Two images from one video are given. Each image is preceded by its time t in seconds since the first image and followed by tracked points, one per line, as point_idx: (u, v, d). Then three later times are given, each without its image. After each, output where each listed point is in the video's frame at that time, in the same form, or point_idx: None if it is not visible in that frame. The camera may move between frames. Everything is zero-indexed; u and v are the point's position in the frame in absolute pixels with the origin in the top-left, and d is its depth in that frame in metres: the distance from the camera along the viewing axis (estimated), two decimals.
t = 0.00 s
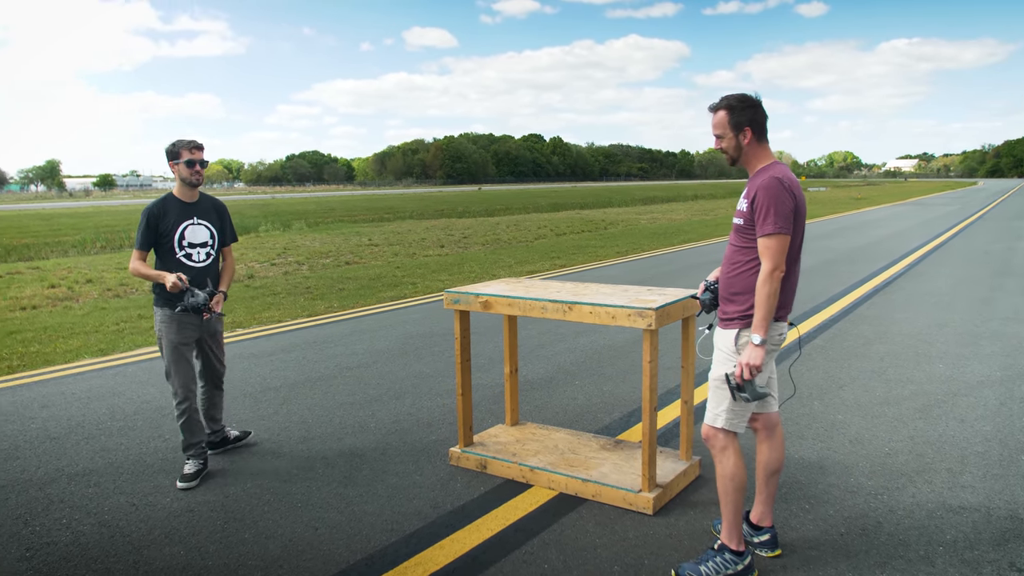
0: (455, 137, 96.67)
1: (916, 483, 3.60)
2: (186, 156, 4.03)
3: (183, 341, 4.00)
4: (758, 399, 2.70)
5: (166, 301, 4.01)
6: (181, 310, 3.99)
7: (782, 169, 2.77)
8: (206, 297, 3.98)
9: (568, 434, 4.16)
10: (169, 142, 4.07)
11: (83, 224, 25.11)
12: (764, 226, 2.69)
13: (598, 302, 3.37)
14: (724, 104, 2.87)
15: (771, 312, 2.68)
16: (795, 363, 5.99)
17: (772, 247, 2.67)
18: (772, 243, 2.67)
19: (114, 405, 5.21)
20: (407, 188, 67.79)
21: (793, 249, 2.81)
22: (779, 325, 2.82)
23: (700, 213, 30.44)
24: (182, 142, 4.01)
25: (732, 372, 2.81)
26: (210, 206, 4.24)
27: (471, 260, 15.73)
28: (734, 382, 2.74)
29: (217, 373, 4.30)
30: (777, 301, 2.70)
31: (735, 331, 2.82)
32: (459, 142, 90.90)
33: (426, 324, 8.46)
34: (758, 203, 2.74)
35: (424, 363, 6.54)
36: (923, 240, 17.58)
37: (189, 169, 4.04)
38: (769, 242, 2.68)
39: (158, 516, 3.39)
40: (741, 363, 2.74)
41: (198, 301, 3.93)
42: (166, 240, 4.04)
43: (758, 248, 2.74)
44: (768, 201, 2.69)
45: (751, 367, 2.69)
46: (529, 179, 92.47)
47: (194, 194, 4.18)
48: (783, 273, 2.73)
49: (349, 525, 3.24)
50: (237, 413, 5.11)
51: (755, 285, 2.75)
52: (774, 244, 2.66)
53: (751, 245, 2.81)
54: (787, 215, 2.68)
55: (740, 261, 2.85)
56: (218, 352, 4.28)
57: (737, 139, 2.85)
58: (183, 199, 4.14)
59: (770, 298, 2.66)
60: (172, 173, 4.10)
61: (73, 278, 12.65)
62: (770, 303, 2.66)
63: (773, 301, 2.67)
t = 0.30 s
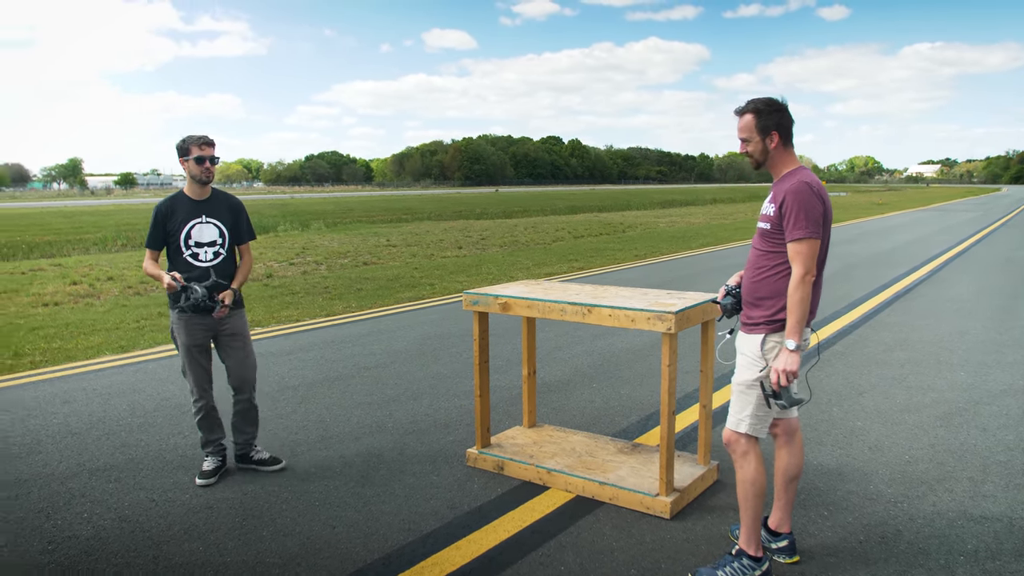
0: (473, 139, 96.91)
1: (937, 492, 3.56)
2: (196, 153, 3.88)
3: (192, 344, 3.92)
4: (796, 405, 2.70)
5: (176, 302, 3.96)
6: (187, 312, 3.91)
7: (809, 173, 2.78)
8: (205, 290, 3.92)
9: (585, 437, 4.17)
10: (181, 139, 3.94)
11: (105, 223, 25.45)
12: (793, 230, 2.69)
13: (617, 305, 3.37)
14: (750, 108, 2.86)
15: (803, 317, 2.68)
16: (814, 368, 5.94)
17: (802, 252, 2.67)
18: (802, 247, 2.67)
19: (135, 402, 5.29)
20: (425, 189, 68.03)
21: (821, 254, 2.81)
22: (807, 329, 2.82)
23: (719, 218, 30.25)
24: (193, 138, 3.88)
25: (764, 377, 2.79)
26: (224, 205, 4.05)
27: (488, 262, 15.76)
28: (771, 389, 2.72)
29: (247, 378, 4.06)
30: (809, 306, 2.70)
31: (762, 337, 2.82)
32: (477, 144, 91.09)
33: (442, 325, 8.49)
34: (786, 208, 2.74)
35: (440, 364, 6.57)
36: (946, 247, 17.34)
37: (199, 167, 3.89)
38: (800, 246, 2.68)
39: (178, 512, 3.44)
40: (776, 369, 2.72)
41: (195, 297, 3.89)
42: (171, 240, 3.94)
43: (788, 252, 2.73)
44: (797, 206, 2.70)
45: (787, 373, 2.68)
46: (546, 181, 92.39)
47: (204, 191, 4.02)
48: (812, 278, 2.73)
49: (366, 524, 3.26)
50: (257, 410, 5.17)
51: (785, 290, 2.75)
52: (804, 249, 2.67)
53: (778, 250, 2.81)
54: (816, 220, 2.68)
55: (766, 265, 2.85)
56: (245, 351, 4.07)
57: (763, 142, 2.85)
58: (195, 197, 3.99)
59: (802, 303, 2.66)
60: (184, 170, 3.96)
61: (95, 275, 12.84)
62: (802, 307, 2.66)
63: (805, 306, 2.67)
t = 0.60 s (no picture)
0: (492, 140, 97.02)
1: (959, 500, 3.52)
2: (214, 153, 3.85)
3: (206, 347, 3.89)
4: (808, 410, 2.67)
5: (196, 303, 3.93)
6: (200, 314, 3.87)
7: (833, 178, 2.77)
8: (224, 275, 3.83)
9: (603, 439, 4.17)
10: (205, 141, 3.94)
11: (127, 220, 25.83)
12: (817, 235, 2.68)
13: (637, 308, 3.38)
14: (777, 111, 2.86)
15: (825, 322, 2.67)
16: (834, 374, 5.88)
17: (826, 256, 2.66)
18: (826, 252, 2.66)
19: (156, 398, 5.37)
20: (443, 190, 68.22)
21: (844, 259, 2.80)
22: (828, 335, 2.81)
23: (739, 221, 30.02)
24: (213, 138, 3.86)
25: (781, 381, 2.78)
26: (243, 206, 3.96)
27: (506, 263, 15.79)
28: (786, 391, 2.70)
29: (252, 389, 3.77)
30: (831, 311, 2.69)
31: (783, 341, 2.81)
32: (496, 145, 91.19)
33: (460, 326, 8.53)
34: (810, 212, 2.73)
35: (458, 364, 6.60)
36: (971, 252, 17.08)
37: (215, 167, 3.84)
38: (823, 251, 2.67)
39: (198, 508, 3.50)
40: (793, 372, 2.71)
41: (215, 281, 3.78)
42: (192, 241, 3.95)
43: (811, 257, 2.73)
44: (820, 211, 2.69)
45: (803, 377, 2.66)
46: (565, 182, 92.26)
47: (224, 193, 3.95)
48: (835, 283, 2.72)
49: (384, 523, 3.29)
50: (277, 408, 5.24)
51: (808, 294, 2.74)
52: (828, 254, 2.66)
53: (801, 254, 2.80)
54: (840, 225, 2.68)
55: (789, 270, 2.84)
56: (254, 360, 3.84)
57: (789, 146, 2.85)
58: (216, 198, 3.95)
59: (824, 307, 2.65)
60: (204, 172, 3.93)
61: (117, 272, 13.04)
62: (824, 312, 2.65)
63: (827, 311, 2.66)
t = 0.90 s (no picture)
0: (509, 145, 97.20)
1: (978, 510, 3.48)
2: (242, 158, 3.91)
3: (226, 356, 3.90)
4: (819, 416, 2.69)
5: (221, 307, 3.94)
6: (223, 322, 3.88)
7: (852, 185, 2.77)
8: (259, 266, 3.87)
9: (618, 445, 4.17)
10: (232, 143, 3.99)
11: (147, 223, 26.19)
12: (834, 241, 2.68)
13: (653, 313, 3.38)
14: (797, 117, 2.86)
15: (839, 329, 2.66)
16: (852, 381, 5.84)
17: (842, 263, 2.66)
18: (842, 259, 2.66)
19: (174, 400, 5.45)
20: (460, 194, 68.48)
21: (861, 266, 2.79)
22: (844, 342, 2.80)
23: (757, 226, 29.81)
24: (241, 142, 3.91)
25: (793, 387, 2.80)
26: (272, 209, 4.02)
27: (523, 267, 15.81)
28: (796, 397, 2.72)
29: (275, 403, 3.75)
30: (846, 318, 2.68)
31: (798, 347, 2.81)
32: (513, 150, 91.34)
33: (476, 330, 8.56)
34: (827, 218, 2.73)
35: (473, 368, 6.63)
36: (993, 259, 16.84)
37: (244, 172, 3.91)
38: (840, 258, 2.66)
39: (214, 510, 3.55)
40: (804, 378, 2.72)
41: (247, 270, 3.84)
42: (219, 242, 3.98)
43: (827, 263, 2.72)
44: (837, 217, 2.69)
45: (813, 383, 2.68)
46: (582, 187, 92.18)
47: (252, 198, 4.01)
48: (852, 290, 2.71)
49: (399, 527, 3.32)
50: (294, 411, 5.29)
51: (823, 301, 2.73)
52: (844, 260, 2.65)
53: (818, 260, 2.80)
54: (857, 232, 2.67)
55: (806, 276, 2.84)
56: (277, 373, 3.83)
57: (809, 152, 2.84)
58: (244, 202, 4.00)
59: (839, 314, 2.65)
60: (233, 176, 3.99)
61: (137, 275, 13.22)
62: (839, 319, 2.64)
63: (841, 318, 2.65)
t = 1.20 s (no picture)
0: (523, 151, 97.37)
1: (996, 520, 3.44)
2: (272, 158, 3.92)
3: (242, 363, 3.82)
4: (835, 423, 2.68)
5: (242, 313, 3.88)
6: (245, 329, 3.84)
7: (867, 191, 2.77)
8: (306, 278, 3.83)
9: (631, 451, 4.17)
10: (258, 145, 3.99)
11: (165, 228, 26.53)
12: (848, 247, 2.67)
13: (666, 320, 3.38)
14: (813, 122, 2.86)
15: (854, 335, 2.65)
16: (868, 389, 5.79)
17: (857, 270, 2.65)
18: (856, 265, 2.65)
19: (188, 404, 5.51)
20: (474, 200, 68.63)
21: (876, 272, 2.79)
22: (858, 348, 2.79)
23: (772, 233, 29.62)
24: (269, 142, 3.92)
25: (809, 395, 2.78)
26: (299, 215, 4.09)
27: (536, 273, 15.84)
28: (812, 405, 2.71)
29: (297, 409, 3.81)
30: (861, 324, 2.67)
31: (813, 354, 2.80)
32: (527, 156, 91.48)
33: (489, 336, 8.57)
34: (842, 224, 2.73)
35: (485, 374, 6.65)
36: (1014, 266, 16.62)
37: (273, 172, 3.92)
38: (855, 264, 2.66)
39: (227, 513, 3.59)
40: (820, 386, 2.71)
41: (299, 283, 3.76)
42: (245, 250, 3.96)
43: (842, 270, 2.72)
44: (852, 224, 2.69)
45: (830, 391, 2.67)
46: (596, 193, 92.11)
47: (278, 201, 4.03)
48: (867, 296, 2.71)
49: (411, 532, 3.34)
50: (308, 415, 5.33)
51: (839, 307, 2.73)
52: (858, 267, 2.65)
53: (832, 267, 2.79)
54: (872, 238, 2.67)
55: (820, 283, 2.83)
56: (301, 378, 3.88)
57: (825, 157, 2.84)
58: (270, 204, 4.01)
59: (853, 321, 2.64)
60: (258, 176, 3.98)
61: (153, 279, 13.38)
62: (853, 325, 2.64)
63: (856, 325, 2.65)
